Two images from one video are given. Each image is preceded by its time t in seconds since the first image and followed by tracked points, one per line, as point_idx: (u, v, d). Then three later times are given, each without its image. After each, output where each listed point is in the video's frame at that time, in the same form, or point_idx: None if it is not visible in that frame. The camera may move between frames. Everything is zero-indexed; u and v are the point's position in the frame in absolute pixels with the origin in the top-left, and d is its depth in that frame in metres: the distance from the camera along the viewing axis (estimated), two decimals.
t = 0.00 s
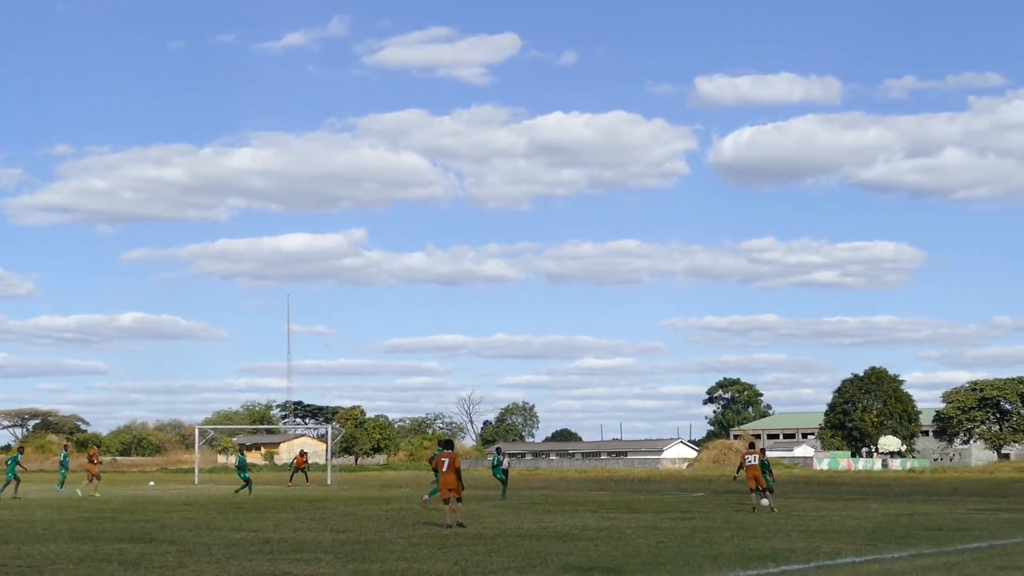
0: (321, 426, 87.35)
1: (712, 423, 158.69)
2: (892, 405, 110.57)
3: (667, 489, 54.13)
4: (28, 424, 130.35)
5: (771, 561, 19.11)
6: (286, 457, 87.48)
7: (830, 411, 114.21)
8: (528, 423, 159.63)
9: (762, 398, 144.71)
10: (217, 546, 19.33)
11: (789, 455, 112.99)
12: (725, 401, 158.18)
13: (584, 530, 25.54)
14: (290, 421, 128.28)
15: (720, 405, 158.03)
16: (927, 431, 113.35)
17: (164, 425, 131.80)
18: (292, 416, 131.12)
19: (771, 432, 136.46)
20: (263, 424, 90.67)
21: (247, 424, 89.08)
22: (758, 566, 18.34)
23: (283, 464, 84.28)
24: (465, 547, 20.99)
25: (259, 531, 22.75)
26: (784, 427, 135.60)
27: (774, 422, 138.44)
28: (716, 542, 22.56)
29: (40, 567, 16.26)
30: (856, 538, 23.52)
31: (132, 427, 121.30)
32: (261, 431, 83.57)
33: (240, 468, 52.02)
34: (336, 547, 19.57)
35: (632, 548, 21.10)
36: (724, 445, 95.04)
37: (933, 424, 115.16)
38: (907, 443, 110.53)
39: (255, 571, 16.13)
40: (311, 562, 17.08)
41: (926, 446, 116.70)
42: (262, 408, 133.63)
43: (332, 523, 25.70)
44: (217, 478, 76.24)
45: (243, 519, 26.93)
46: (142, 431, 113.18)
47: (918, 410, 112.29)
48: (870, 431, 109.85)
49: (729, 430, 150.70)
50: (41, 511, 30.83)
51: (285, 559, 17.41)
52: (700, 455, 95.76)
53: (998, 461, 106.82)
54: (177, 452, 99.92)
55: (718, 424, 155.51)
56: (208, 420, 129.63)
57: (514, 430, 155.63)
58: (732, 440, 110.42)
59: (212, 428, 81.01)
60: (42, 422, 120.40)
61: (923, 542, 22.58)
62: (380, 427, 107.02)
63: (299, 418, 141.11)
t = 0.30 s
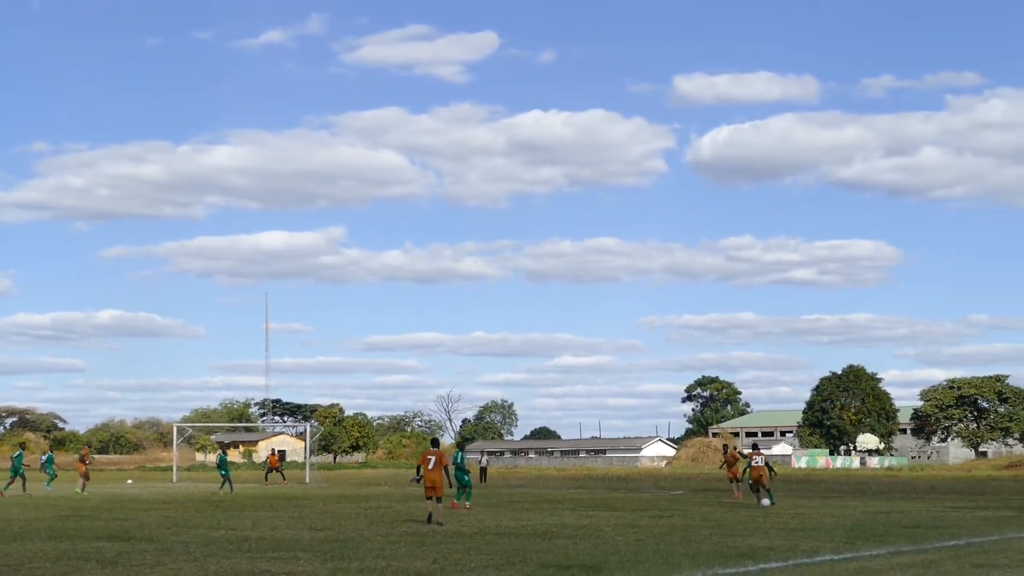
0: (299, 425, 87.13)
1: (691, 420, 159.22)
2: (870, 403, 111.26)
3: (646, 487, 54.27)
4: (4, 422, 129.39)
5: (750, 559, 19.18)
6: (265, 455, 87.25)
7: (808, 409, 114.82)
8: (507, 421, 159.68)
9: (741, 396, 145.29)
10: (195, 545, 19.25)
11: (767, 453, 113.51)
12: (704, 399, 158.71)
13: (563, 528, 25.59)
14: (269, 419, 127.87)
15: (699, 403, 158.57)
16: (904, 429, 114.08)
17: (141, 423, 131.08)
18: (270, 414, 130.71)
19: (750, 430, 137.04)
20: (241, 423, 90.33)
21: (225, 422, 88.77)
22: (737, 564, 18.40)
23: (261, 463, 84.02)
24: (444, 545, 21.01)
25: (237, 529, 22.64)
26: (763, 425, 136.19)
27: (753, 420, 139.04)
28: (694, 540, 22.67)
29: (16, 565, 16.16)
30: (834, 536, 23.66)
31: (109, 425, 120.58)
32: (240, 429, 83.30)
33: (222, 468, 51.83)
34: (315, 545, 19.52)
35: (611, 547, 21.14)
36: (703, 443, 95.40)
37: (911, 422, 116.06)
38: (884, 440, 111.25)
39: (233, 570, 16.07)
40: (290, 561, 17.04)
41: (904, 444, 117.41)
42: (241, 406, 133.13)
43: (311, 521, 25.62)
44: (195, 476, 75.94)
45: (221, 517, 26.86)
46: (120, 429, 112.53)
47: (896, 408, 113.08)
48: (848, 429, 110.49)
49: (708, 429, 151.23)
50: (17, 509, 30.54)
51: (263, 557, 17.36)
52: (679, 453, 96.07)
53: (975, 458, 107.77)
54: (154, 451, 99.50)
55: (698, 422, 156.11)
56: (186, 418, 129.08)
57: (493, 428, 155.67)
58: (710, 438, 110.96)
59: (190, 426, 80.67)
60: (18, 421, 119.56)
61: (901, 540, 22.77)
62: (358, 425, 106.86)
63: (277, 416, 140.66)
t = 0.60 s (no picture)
0: (281, 423, 86.90)
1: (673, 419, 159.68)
2: (851, 402, 111.84)
3: (628, 485, 54.39)
4: None
5: (731, 558, 19.27)
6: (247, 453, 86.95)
7: (790, 408, 115.33)
8: (489, 419, 159.58)
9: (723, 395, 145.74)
10: (176, 543, 19.18)
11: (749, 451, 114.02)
12: (686, 397, 159.12)
13: (545, 528, 25.62)
14: (250, 418, 127.41)
15: (681, 401, 159.00)
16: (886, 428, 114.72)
17: (122, 421, 130.38)
18: (252, 412, 130.21)
19: (732, 429, 137.53)
20: (222, 421, 89.97)
21: (206, 420, 88.46)
22: (718, 562, 18.44)
23: (243, 461, 83.73)
24: (426, 544, 21.02)
25: (218, 529, 22.67)
26: (745, 424, 136.73)
27: (736, 419, 139.53)
28: (676, 539, 22.72)
29: None
30: (816, 535, 23.76)
31: (90, 424, 119.91)
32: (221, 428, 83.04)
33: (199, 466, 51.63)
34: (297, 544, 19.50)
35: (593, 545, 21.17)
36: (685, 441, 95.66)
37: (892, 421, 116.77)
38: (866, 439, 111.87)
39: (214, 569, 16.03)
40: (271, 559, 17.05)
41: (886, 443, 118.12)
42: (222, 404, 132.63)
43: (292, 519, 25.59)
44: (177, 475, 75.60)
45: (202, 516, 26.80)
46: (100, 428, 111.95)
47: (877, 407, 113.75)
48: (830, 428, 111.06)
49: (690, 427, 151.70)
50: None
51: (244, 556, 17.35)
52: (661, 452, 96.27)
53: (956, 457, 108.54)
54: (135, 449, 98.99)
55: (680, 421, 156.62)
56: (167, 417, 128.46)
57: (475, 427, 155.65)
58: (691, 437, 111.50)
59: (171, 425, 80.29)
60: None
61: (883, 539, 22.90)
62: (341, 423, 106.69)
63: (258, 414, 140.15)
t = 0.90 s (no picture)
0: (261, 421, 86.70)
1: (653, 418, 160.21)
2: (831, 401, 112.47)
3: (608, 484, 54.60)
4: None
5: (708, 557, 19.40)
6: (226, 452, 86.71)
7: (770, 407, 115.84)
8: (469, 418, 159.61)
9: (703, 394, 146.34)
10: (155, 542, 19.17)
11: (728, 450, 114.59)
12: (665, 396, 159.70)
13: (523, 526, 25.73)
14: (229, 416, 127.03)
15: (661, 400, 159.56)
16: (865, 427, 115.54)
17: (100, 420, 129.71)
18: (232, 411, 129.84)
19: (712, 428, 138.16)
20: (202, 420, 89.68)
21: (185, 419, 88.17)
22: (697, 561, 18.57)
23: (222, 460, 83.49)
24: (404, 543, 21.07)
25: (198, 527, 22.70)
26: (724, 422, 137.39)
27: (715, 418, 140.19)
28: (654, 538, 22.88)
29: None
30: (794, 534, 23.93)
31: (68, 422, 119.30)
32: (200, 427, 82.83)
33: (176, 464, 51.49)
34: (276, 543, 19.55)
35: (572, 544, 21.27)
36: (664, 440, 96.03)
37: (871, 421, 117.59)
38: (845, 438, 112.45)
39: (194, 567, 16.06)
40: (250, 557, 17.08)
41: (866, 443, 118.41)
42: (201, 403, 132.15)
43: (271, 518, 25.64)
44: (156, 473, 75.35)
45: (184, 514, 26.82)
46: (79, 426, 111.41)
47: (856, 406, 114.37)
48: (809, 426, 111.77)
49: (670, 426, 152.24)
50: None
51: (224, 554, 17.38)
52: (640, 450, 96.57)
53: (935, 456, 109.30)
54: (113, 448, 98.54)
55: (660, 420, 157.20)
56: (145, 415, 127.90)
57: (455, 425, 155.71)
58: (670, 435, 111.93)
59: (150, 424, 79.94)
60: None
61: (861, 538, 23.09)
62: (320, 422, 106.51)
63: (237, 413, 139.72)
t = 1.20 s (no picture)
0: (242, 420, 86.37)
1: (634, 417, 160.54)
2: (812, 400, 112.96)
3: (589, 484, 54.52)
4: None
5: (690, 556, 19.44)
6: (207, 452, 86.32)
7: (751, 406, 116.31)
8: (450, 417, 159.44)
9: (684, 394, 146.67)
10: (136, 541, 19.08)
11: (710, 449, 114.86)
12: (646, 395, 160.11)
13: (505, 525, 25.71)
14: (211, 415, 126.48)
15: (642, 399, 159.92)
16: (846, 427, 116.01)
17: (80, 419, 128.83)
18: (213, 410, 129.24)
19: (693, 427, 138.55)
20: (183, 419, 89.24)
21: (166, 419, 87.73)
22: (679, 561, 18.63)
23: (203, 459, 83.10)
24: (386, 542, 21.04)
25: (179, 526, 22.59)
26: (705, 422, 137.80)
27: (696, 417, 140.58)
28: (635, 537, 22.94)
29: None
30: (775, 533, 24.01)
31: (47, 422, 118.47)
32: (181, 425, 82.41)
33: (155, 463, 51.24)
34: (257, 542, 19.50)
35: (553, 544, 21.27)
36: (645, 439, 96.19)
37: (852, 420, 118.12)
38: (826, 437, 112.95)
39: (175, 566, 16.00)
40: (231, 557, 17.04)
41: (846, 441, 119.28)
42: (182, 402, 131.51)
43: (252, 518, 25.54)
44: (136, 473, 74.94)
45: (163, 514, 26.74)
46: (58, 425, 110.65)
47: (837, 405, 114.93)
48: (790, 426, 112.23)
49: (651, 426, 152.56)
50: None
51: (205, 553, 17.32)
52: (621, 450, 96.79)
53: (915, 455, 109.99)
54: (93, 447, 98.02)
55: (641, 419, 157.56)
56: (126, 415, 127.32)
57: (436, 424, 155.59)
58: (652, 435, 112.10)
59: (131, 423, 79.49)
60: None
61: (842, 537, 23.20)
62: (301, 421, 106.25)
63: (218, 412, 139.17)
